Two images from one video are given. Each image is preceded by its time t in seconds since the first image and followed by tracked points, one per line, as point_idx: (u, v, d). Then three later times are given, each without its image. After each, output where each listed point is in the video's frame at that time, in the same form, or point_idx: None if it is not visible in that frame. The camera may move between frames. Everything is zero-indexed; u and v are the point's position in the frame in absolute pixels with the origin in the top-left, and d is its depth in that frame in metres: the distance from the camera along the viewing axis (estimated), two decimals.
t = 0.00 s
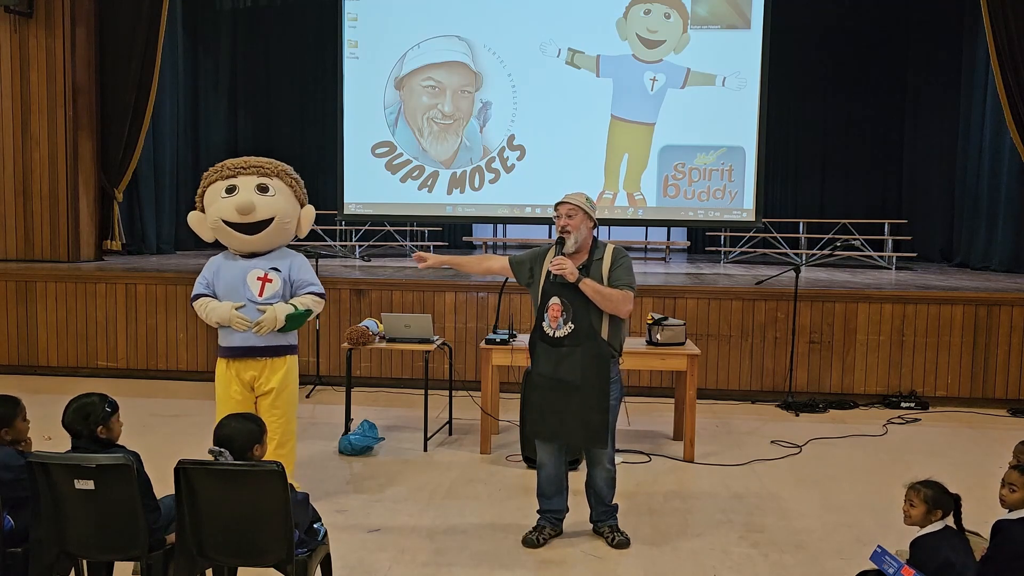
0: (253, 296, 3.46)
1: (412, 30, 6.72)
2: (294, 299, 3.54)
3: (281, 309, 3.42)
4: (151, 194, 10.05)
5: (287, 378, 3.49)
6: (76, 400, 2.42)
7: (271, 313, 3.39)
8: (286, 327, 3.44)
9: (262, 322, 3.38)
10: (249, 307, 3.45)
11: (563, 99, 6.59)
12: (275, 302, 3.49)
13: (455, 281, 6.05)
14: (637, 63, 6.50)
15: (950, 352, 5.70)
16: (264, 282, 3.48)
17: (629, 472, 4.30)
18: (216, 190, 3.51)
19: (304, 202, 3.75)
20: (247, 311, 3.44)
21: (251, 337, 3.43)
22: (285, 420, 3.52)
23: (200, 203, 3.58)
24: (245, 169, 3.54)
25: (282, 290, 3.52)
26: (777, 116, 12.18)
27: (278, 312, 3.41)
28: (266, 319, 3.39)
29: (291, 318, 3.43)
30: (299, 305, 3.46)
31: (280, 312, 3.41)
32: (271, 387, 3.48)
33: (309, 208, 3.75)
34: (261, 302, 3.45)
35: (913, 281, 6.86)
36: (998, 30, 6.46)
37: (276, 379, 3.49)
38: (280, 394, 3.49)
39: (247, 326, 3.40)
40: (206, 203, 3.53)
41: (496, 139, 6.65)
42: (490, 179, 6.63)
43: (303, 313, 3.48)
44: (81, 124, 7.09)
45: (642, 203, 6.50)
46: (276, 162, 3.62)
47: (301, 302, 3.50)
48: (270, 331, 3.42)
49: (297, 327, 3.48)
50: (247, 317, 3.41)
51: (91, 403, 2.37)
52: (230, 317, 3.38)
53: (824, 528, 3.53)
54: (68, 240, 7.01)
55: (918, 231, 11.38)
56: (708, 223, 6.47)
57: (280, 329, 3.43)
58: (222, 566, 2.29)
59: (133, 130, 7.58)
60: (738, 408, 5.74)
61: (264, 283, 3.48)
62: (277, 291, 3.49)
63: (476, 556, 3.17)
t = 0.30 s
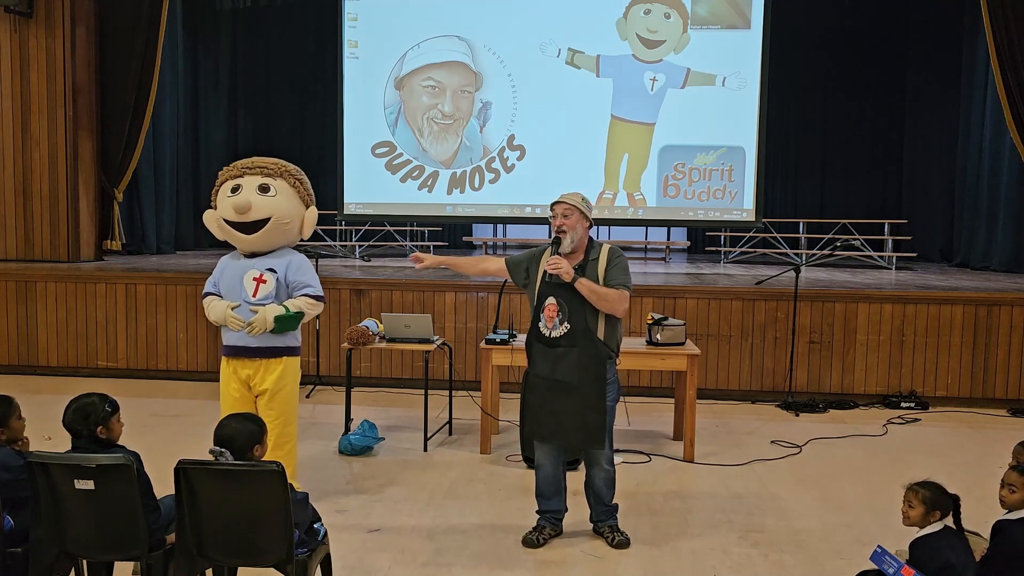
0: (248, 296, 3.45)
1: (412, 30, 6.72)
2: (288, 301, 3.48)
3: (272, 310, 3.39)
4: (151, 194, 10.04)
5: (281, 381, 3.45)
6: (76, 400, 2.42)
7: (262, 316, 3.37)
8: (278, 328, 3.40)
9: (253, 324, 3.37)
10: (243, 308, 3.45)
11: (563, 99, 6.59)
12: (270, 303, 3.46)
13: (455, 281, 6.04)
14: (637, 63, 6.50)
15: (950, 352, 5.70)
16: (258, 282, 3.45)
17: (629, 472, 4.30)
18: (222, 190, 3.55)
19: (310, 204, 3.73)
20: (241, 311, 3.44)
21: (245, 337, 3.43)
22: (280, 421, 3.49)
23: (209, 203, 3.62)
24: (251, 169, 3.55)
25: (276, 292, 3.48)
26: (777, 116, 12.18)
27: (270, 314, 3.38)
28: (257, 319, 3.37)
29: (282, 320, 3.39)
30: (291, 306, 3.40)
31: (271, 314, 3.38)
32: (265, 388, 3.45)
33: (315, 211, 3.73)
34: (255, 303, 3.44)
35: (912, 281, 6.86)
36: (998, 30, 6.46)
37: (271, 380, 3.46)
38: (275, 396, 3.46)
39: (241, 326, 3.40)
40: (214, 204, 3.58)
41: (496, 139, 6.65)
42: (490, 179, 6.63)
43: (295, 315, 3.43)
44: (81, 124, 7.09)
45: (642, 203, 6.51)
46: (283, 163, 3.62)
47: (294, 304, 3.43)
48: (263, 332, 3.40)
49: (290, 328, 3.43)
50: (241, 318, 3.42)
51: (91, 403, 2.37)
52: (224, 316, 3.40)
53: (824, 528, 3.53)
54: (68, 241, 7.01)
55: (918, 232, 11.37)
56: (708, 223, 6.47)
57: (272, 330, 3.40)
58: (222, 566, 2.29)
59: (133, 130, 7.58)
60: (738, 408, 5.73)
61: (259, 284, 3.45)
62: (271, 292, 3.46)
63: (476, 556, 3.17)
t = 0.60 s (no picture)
0: (242, 295, 3.45)
1: (412, 30, 6.72)
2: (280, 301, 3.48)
3: (264, 310, 3.39)
4: (151, 194, 10.05)
5: (275, 381, 3.45)
6: (76, 400, 2.42)
7: (254, 316, 3.37)
8: (269, 329, 3.40)
9: (245, 323, 3.37)
10: (237, 306, 3.46)
11: (563, 99, 6.59)
12: (263, 302, 3.46)
13: (455, 281, 6.05)
14: (637, 63, 6.50)
15: (950, 352, 5.70)
16: (253, 282, 3.46)
17: (629, 472, 4.30)
18: (221, 191, 3.57)
19: (309, 204, 3.68)
20: (235, 310, 3.45)
21: (238, 336, 3.43)
22: (274, 422, 3.49)
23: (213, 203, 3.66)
24: (247, 170, 3.55)
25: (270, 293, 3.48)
26: (777, 116, 12.19)
27: (262, 314, 3.38)
28: (249, 319, 3.38)
29: (273, 320, 3.38)
30: (283, 306, 3.40)
31: (262, 314, 3.37)
32: (259, 388, 3.45)
33: (313, 211, 3.67)
34: (248, 302, 3.44)
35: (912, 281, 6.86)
36: (998, 30, 6.46)
37: (266, 380, 3.45)
38: (269, 396, 3.46)
39: (234, 324, 3.41)
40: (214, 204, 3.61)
41: (496, 139, 6.65)
42: (490, 179, 6.63)
43: (287, 315, 3.42)
44: (81, 124, 7.10)
45: (642, 203, 6.51)
46: (280, 163, 3.60)
47: (287, 304, 3.43)
48: (255, 332, 3.40)
49: (282, 329, 3.41)
50: (236, 316, 3.43)
51: (91, 403, 2.37)
52: (218, 314, 3.43)
53: (824, 528, 3.53)
54: (68, 241, 7.02)
55: (918, 232, 11.37)
56: (708, 223, 6.47)
57: (264, 331, 3.40)
58: (222, 566, 2.29)
59: (134, 130, 7.58)
60: (738, 408, 5.74)
61: (253, 283, 3.46)
62: (265, 291, 3.45)
63: (476, 556, 3.17)
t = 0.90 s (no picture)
0: (219, 294, 3.42)
1: (412, 30, 6.72)
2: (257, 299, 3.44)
3: (239, 309, 3.34)
4: (151, 194, 10.05)
5: (254, 381, 3.40)
6: (76, 400, 2.42)
7: (229, 315, 3.32)
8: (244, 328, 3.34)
9: (220, 322, 3.33)
10: (213, 305, 3.42)
11: (563, 99, 6.59)
12: (240, 301, 3.42)
13: (455, 281, 6.05)
14: (637, 63, 6.50)
15: (950, 352, 5.70)
16: (229, 281, 3.42)
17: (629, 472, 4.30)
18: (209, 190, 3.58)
19: (293, 209, 3.68)
20: (211, 309, 3.41)
21: (214, 335, 3.39)
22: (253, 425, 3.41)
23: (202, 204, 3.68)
24: (236, 172, 3.58)
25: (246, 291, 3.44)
26: (777, 116, 12.19)
27: (237, 313, 3.33)
28: (223, 318, 3.33)
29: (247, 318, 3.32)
30: (257, 305, 3.34)
31: (237, 313, 3.32)
32: (238, 389, 3.40)
33: (296, 215, 3.66)
34: (224, 300, 3.40)
35: (912, 281, 6.86)
36: (998, 30, 6.46)
37: (245, 380, 3.40)
38: (248, 397, 3.40)
39: (210, 323, 3.38)
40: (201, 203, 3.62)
41: (496, 139, 6.65)
42: (490, 179, 6.64)
43: (262, 313, 3.36)
44: (81, 124, 7.10)
45: (642, 204, 6.51)
46: (270, 168, 3.63)
47: (262, 301, 3.38)
48: (232, 330, 3.36)
49: (257, 327, 3.35)
50: (212, 315, 3.40)
51: (91, 403, 2.37)
52: (195, 314, 3.40)
53: (824, 528, 3.53)
54: (68, 241, 7.02)
55: (919, 232, 11.36)
56: (708, 223, 6.47)
57: (240, 330, 3.35)
58: (222, 566, 2.29)
59: (134, 130, 7.58)
60: (738, 408, 5.74)
61: (230, 281, 3.42)
62: (241, 290, 3.41)
63: (476, 556, 3.17)
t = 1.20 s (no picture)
0: (187, 304, 3.48)
1: (413, 30, 6.72)
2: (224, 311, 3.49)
3: (206, 320, 3.40)
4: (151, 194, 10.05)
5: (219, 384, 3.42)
6: (76, 400, 2.42)
7: (197, 327, 3.40)
8: (211, 339, 3.40)
9: (188, 333, 3.40)
10: (182, 315, 3.48)
11: (563, 99, 6.59)
12: (207, 311, 3.48)
13: (455, 280, 6.04)
14: (637, 63, 6.50)
15: (950, 352, 5.70)
16: (196, 291, 3.47)
17: (628, 472, 4.30)
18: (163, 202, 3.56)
19: (251, 212, 3.65)
20: (179, 318, 3.48)
21: (182, 344, 3.44)
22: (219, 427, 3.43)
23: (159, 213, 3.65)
24: (187, 180, 3.53)
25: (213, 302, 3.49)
26: (777, 116, 12.19)
27: (204, 325, 3.39)
28: (192, 328, 3.40)
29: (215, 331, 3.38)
30: (225, 317, 3.40)
31: (203, 325, 3.39)
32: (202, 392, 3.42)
33: (255, 218, 3.63)
34: (192, 311, 3.46)
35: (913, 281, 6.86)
36: (998, 31, 6.46)
37: (210, 384, 3.42)
38: (213, 400, 3.42)
39: (178, 333, 3.44)
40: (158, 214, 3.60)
41: (496, 139, 6.64)
42: (490, 179, 6.64)
43: (229, 326, 3.41)
44: (81, 124, 7.10)
45: (642, 203, 6.51)
46: (219, 171, 3.57)
47: (229, 314, 3.43)
48: (199, 340, 3.42)
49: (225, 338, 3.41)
50: (182, 325, 3.47)
51: (91, 403, 2.37)
52: (164, 322, 3.48)
53: (824, 528, 3.53)
54: (68, 241, 7.02)
55: (919, 232, 11.35)
56: (708, 223, 6.46)
57: (207, 340, 3.41)
58: (222, 566, 2.29)
59: (134, 130, 7.57)
60: (738, 409, 5.73)
61: (197, 292, 3.47)
62: (208, 300, 3.46)
63: (476, 556, 3.17)
